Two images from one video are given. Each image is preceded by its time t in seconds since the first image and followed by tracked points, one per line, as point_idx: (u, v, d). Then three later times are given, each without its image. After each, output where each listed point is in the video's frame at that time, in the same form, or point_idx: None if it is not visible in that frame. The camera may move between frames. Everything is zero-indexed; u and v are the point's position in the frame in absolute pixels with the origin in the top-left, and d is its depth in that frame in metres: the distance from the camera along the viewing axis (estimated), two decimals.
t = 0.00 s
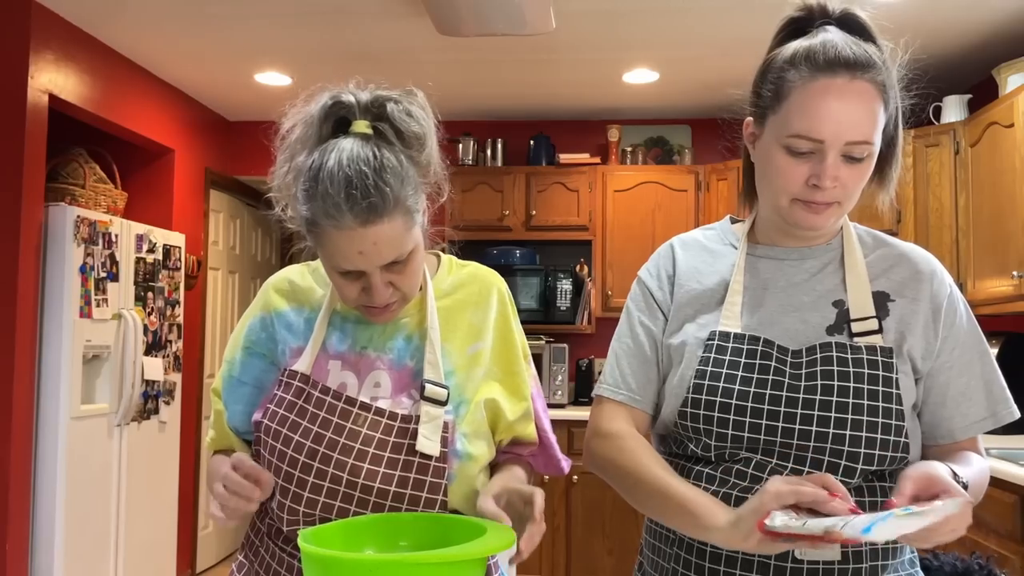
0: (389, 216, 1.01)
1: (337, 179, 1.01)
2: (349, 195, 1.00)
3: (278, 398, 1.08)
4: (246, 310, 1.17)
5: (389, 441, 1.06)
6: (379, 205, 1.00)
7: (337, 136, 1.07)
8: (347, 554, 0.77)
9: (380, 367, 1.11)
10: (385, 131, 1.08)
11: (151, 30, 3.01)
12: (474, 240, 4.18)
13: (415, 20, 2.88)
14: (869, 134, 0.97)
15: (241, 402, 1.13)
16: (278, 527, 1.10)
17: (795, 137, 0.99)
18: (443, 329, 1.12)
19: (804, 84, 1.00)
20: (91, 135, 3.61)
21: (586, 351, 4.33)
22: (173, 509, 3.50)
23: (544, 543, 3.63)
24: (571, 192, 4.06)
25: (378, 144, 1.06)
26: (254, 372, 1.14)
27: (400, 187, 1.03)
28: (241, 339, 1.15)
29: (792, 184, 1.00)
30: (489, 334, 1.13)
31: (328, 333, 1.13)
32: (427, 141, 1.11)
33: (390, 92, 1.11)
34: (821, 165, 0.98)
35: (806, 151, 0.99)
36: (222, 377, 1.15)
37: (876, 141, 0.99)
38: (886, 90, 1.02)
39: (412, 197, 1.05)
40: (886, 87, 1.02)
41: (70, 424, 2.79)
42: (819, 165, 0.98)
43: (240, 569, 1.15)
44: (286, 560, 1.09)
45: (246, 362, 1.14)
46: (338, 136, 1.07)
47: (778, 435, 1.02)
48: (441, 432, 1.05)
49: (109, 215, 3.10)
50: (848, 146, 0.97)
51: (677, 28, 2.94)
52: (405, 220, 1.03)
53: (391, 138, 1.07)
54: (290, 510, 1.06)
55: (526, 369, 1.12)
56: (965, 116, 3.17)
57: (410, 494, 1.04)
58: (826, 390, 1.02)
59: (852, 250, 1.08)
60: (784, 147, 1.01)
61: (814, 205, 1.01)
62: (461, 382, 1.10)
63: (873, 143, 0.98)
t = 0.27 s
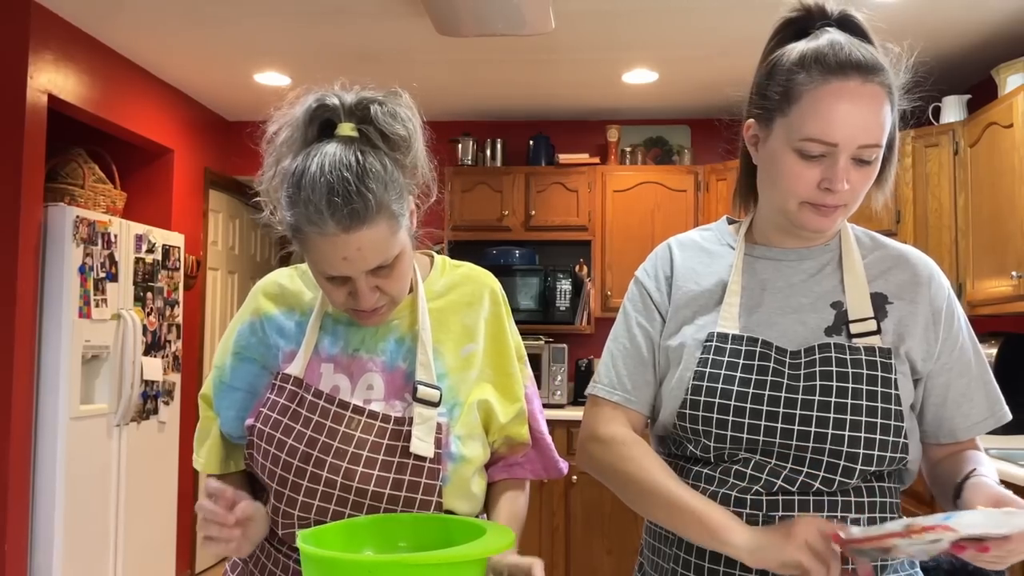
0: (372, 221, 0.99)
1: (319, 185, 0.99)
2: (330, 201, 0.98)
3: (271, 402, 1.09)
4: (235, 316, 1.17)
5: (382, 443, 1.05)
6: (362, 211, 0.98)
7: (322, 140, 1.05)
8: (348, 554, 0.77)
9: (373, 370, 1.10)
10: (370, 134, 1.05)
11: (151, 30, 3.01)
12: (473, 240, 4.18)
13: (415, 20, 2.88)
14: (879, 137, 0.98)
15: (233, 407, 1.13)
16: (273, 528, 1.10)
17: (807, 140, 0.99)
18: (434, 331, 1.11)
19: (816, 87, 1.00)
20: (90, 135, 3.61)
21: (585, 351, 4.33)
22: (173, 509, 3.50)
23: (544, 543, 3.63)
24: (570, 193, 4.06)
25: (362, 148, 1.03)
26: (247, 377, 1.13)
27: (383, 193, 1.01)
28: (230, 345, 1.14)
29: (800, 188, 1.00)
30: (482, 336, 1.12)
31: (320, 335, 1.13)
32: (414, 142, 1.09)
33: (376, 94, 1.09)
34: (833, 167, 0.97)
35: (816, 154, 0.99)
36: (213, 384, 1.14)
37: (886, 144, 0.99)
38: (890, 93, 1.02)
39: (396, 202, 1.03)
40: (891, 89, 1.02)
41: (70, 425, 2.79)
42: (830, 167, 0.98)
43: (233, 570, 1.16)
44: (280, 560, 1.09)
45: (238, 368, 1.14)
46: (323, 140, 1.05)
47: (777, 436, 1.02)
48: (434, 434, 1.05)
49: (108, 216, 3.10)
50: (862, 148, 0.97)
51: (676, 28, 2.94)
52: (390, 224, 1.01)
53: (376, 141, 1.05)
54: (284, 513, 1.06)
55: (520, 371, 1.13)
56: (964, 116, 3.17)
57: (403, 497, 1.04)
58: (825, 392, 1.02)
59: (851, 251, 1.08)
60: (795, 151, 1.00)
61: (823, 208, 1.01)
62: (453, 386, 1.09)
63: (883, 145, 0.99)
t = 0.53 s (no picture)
0: (368, 232, 0.99)
1: (316, 194, 0.99)
2: (327, 212, 0.98)
3: (265, 404, 1.09)
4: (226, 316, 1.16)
5: (378, 445, 1.05)
6: (358, 222, 0.98)
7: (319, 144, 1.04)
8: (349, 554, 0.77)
9: (368, 371, 1.10)
10: (368, 139, 1.04)
11: (150, 30, 3.01)
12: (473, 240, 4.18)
13: (414, 20, 2.88)
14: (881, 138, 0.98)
15: (228, 408, 1.12)
16: (267, 530, 1.11)
17: (811, 143, 0.99)
18: (430, 332, 1.11)
19: (824, 88, 1.00)
20: (89, 135, 3.61)
21: (585, 351, 4.33)
22: (171, 508, 3.50)
23: (543, 543, 3.63)
24: (569, 192, 4.06)
25: (359, 154, 1.03)
26: (240, 378, 1.13)
27: (380, 202, 1.01)
28: (222, 347, 1.14)
29: (806, 191, 1.00)
30: (476, 336, 1.12)
31: (314, 336, 1.12)
32: (411, 147, 1.08)
33: (373, 98, 1.08)
34: (838, 172, 0.98)
35: (819, 157, 0.99)
36: (206, 385, 1.14)
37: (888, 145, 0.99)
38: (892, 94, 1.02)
39: (393, 211, 1.03)
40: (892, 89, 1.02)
41: (69, 424, 2.79)
42: (835, 170, 0.98)
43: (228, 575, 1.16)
44: (276, 562, 1.09)
45: (231, 369, 1.13)
46: (320, 144, 1.04)
47: (780, 436, 1.02)
48: (431, 436, 1.05)
49: (107, 216, 3.10)
50: (869, 151, 0.97)
51: (675, 28, 2.94)
52: (387, 233, 1.01)
53: (374, 146, 1.04)
54: (280, 514, 1.05)
55: (515, 371, 1.13)
56: (963, 116, 3.17)
57: (400, 499, 1.04)
58: (827, 391, 1.02)
59: (848, 252, 1.08)
60: (800, 153, 1.00)
61: (826, 212, 1.01)
62: (449, 386, 1.09)
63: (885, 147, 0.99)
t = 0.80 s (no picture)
0: (368, 231, 0.99)
1: (315, 191, 0.99)
2: (326, 210, 0.98)
3: (262, 400, 1.08)
4: (222, 307, 1.15)
5: (379, 443, 1.05)
6: (357, 222, 0.98)
7: (319, 140, 1.04)
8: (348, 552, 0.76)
9: (367, 367, 1.09)
10: (369, 137, 1.04)
11: (149, 29, 3.01)
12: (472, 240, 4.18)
13: (413, 20, 2.88)
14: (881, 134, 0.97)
15: (224, 401, 1.12)
16: (264, 529, 1.11)
17: (809, 137, 0.99)
18: (428, 328, 1.11)
19: (821, 82, 1.00)
20: (88, 134, 3.61)
21: (584, 350, 4.33)
22: (170, 507, 3.50)
23: (543, 542, 3.63)
24: (569, 192, 4.06)
25: (361, 152, 1.02)
26: (237, 370, 1.13)
27: (380, 202, 1.00)
28: (219, 337, 1.13)
29: (805, 186, 1.00)
30: (474, 333, 1.12)
31: (312, 331, 1.12)
32: (412, 147, 1.08)
33: (376, 96, 1.08)
34: (833, 168, 0.97)
35: (816, 151, 0.99)
36: (201, 378, 1.13)
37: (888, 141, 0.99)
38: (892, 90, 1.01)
39: (393, 211, 1.02)
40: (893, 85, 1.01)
41: (67, 424, 2.78)
42: (832, 165, 0.98)
43: None
44: (275, 562, 1.09)
45: (228, 362, 1.13)
46: (321, 140, 1.04)
47: (781, 434, 1.02)
48: (432, 435, 1.05)
49: (106, 215, 3.09)
50: (866, 145, 0.97)
51: (675, 27, 2.94)
52: (386, 233, 1.01)
53: (375, 144, 1.04)
54: (279, 513, 1.05)
55: (513, 367, 1.13)
56: (963, 115, 3.17)
57: (399, 497, 1.04)
58: (829, 389, 1.02)
59: (851, 248, 1.08)
60: (797, 147, 1.00)
61: (825, 209, 1.01)
62: (449, 382, 1.09)
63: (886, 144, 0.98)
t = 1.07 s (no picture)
0: (371, 231, 0.99)
1: (319, 191, 0.99)
2: (330, 210, 0.97)
3: (262, 400, 1.08)
4: (221, 307, 1.15)
5: (379, 444, 1.05)
6: (361, 222, 0.98)
7: (323, 140, 1.04)
8: (349, 551, 0.77)
9: (367, 368, 1.09)
10: (373, 137, 1.04)
11: (148, 29, 3.01)
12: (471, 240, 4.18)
13: (412, 19, 2.88)
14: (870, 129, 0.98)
15: (223, 401, 1.11)
16: (264, 529, 1.11)
17: (794, 133, 0.99)
18: (427, 328, 1.11)
19: (807, 81, 1.00)
20: (87, 134, 3.61)
21: (584, 350, 4.33)
22: (170, 507, 3.49)
23: (542, 542, 3.63)
24: (568, 191, 4.06)
25: (365, 151, 1.02)
26: (236, 371, 1.13)
27: (384, 202, 1.00)
28: (218, 338, 1.13)
29: (792, 181, 1.00)
30: (475, 334, 1.12)
31: (312, 332, 1.12)
32: (417, 147, 1.08)
33: (381, 95, 1.07)
34: (818, 163, 0.97)
35: (802, 150, 0.99)
36: (201, 378, 1.13)
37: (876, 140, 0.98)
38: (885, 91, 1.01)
39: (396, 211, 1.02)
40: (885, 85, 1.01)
41: (67, 423, 2.78)
42: (817, 161, 0.98)
43: None
44: (274, 562, 1.09)
45: (228, 361, 1.13)
46: (325, 140, 1.04)
47: (778, 431, 1.02)
48: (431, 436, 1.05)
49: (105, 214, 3.09)
50: (848, 142, 0.97)
51: (674, 27, 2.95)
52: (389, 234, 1.01)
53: (379, 144, 1.04)
54: (278, 512, 1.05)
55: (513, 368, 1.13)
56: (961, 115, 3.17)
57: (399, 497, 1.04)
58: (825, 385, 1.02)
59: (852, 246, 1.08)
60: (782, 143, 1.01)
61: (810, 208, 1.01)
62: (449, 382, 1.09)
63: (872, 144, 0.98)
